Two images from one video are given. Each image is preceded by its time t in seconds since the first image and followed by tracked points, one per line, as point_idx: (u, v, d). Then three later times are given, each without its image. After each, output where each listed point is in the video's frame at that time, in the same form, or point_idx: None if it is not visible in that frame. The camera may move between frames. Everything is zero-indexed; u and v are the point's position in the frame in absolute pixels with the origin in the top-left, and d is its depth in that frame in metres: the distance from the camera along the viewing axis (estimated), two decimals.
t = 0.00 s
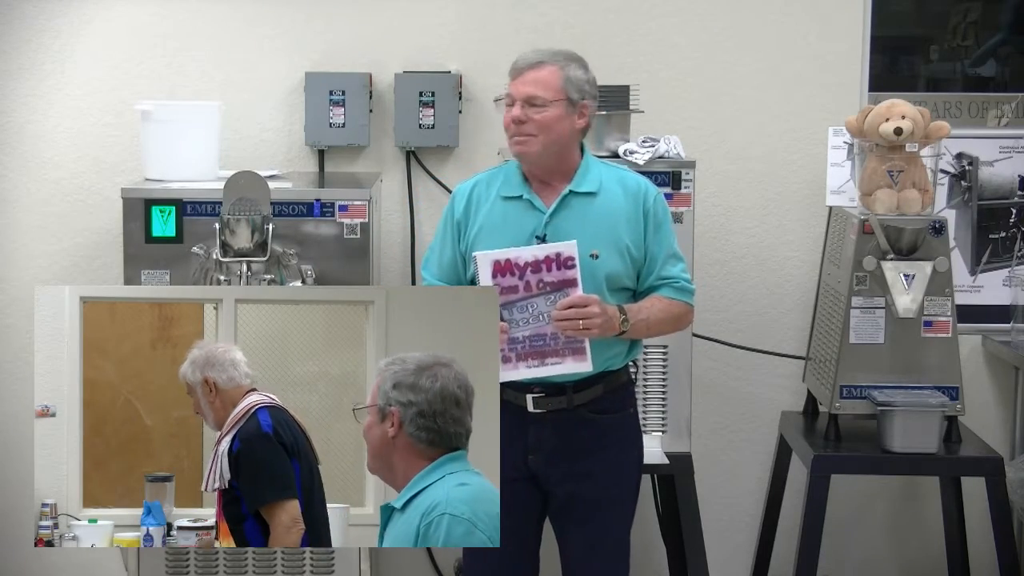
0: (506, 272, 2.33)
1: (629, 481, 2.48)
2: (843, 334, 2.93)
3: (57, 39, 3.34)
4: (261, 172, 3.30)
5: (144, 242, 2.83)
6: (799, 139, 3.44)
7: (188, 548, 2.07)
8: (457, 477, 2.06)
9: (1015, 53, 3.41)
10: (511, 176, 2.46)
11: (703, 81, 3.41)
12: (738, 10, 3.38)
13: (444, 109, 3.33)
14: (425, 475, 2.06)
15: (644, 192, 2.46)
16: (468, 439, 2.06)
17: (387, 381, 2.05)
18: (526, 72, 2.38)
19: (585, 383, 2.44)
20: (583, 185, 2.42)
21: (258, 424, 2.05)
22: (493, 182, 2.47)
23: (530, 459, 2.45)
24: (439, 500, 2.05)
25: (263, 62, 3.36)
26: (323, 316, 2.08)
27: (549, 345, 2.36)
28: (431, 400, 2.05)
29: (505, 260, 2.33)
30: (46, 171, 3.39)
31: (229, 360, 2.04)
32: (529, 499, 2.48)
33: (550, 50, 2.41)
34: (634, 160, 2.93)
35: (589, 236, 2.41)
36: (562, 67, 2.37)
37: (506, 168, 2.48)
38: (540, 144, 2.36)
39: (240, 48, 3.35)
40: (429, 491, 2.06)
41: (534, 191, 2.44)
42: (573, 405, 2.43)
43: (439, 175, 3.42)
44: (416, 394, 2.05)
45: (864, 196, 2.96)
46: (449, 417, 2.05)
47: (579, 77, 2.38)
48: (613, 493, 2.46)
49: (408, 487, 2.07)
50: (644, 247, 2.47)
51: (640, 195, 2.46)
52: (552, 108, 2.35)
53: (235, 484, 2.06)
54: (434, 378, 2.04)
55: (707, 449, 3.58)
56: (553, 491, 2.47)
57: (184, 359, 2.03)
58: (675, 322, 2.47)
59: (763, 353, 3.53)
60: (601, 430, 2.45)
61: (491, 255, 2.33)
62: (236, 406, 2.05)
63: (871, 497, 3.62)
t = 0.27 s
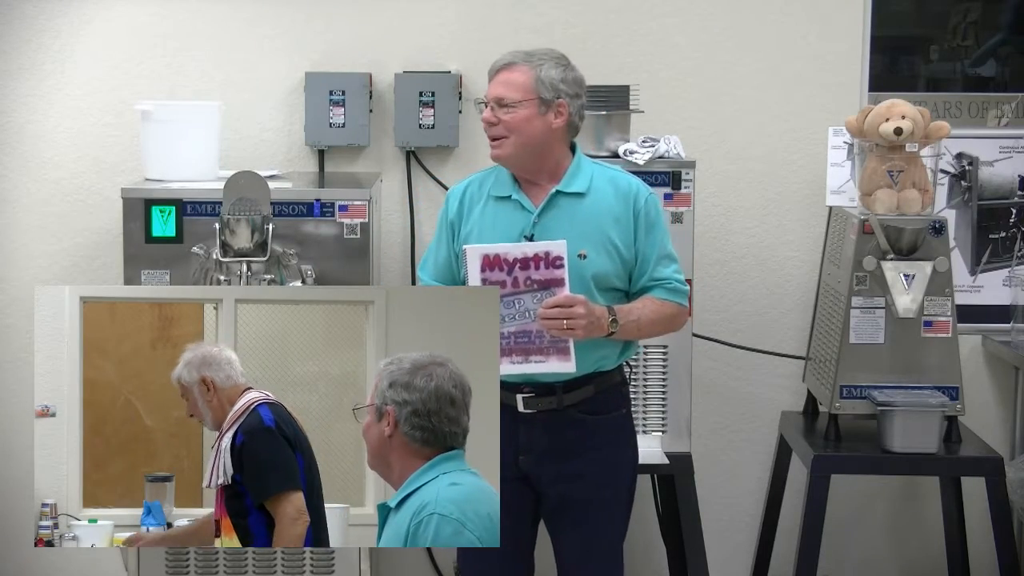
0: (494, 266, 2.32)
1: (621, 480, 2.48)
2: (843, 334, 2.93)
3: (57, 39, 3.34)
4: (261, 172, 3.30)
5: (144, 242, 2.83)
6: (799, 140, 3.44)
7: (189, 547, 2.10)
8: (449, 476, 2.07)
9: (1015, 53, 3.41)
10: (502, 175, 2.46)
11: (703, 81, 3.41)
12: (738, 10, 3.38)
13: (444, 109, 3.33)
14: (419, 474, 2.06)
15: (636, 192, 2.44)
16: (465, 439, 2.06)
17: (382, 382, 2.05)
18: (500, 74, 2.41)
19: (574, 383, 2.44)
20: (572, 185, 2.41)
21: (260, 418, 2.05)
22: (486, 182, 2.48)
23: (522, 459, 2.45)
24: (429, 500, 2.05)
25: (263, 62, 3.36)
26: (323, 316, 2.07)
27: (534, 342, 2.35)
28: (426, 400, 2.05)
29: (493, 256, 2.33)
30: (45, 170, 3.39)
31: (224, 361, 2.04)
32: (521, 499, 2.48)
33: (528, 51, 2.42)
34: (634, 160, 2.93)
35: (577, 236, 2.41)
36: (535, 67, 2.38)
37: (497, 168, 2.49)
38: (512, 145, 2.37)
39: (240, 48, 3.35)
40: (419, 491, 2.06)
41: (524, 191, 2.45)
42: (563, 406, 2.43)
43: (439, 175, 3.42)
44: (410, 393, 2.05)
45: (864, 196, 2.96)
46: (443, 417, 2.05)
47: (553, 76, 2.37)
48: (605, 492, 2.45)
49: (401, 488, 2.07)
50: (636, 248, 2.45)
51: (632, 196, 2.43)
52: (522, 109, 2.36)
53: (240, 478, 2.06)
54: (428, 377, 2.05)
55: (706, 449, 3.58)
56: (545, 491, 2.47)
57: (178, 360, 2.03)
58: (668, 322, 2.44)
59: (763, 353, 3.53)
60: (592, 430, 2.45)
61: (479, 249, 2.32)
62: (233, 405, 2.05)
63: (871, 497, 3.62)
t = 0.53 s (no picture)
0: (486, 264, 2.32)
1: (616, 480, 2.48)
2: (843, 334, 2.93)
3: (57, 39, 3.34)
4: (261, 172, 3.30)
5: (144, 242, 2.83)
6: (799, 140, 3.44)
7: (189, 547, 2.08)
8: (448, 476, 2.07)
9: (1016, 53, 3.41)
10: (497, 175, 2.47)
11: (703, 81, 3.41)
12: (738, 10, 3.38)
13: (444, 109, 3.33)
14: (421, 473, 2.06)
15: (629, 192, 2.44)
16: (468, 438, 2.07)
17: (402, 385, 2.05)
18: (494, 74, 2.41)
19: (567, 384, 2.44)
20: (565, 185, 2.41)
21: (270, 419, 2.05)
22: (480, 183, 2.48)
23: (516, 459, 2.45)
24: (430, 499, 2.06)
25: (263, 62, 3.36)
26: (324, 316, 2.06)
27: (523, 341, 2.35)
28: (449, 401, 2.06)
29: (484, 253, 2.32)
30: (45, 170, 3.39)
31: (225, 360, 2.04)
32: (515, 499, 2.48)
33: (523, 51, 2.43)
34: (634, 160, 2.93)
35: (570, 237, 2.41)
36: (531, 67, 2.39)
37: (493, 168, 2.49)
38: (507, 145, 2.38)
39: (240, 48, 3.35)
40: (419, 491, 2.07)
41: (517, 191, 2.45)
42: (556, 406, 2.43)
43: (439, 175, 3.42)
44: (433, 395, 2.06)
45: (864, 196, 2.96)
46: (452, 418, 2.06)
47: (549, 76, 2.38)
48: (599, 492, 2.45)
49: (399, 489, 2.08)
50: (630, 248, 2.44)
51: (625, 196, 2.43)
52: (517, 109, 2.37)
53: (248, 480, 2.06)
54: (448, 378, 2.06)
55: (706, 449, 3.58)
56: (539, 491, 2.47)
57: (180, 359, 2.03)
58: (662, 322, 2.43)
59: (763, 353, 3.53)
60: (585, 430, 2.45)
61: (473, 245, 2.32)
62: (239, 405, 2.05)
63: (871, 497, 3.62)
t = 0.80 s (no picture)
0: (481, 258, 2.32)
1: (616, 480, 2.48)
2: (843, 334, 2.93)
3: (57, 39, 3.34)
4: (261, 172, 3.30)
5: (144, 242, 2.84)
6: (799, 139, 3.44)
7: (189, 548, 2.08)
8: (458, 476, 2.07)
9: (1015, 53, 3.41)
10: (495, 176, 2.46)
11: (703, 81, 3.41)
12: (738, 10, 3.38)
13: (444, 109, 3.33)
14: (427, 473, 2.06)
15: (625, 190, 2.45)
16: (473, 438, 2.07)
17: (422, 386, 2.05)
18: (524, 74, 2.36)
19: (568, 384, 2.44)
20: (564, 186, 2.42)
21: (287, 422, 2.05)
22: (478, 184, 2.48)
23: (517, 459, 2.45)
24: (441, 498, 2.07)
25: (263, 62, 3.36)
26: (324, 316, 2.05)
27: (517, 336, 2.33)
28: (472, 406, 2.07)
29: (479, 247, 2.33)
30: (45, 170, 3.39)
31: (236, 359, 2.04)
32: (516, 499, 2.48)
33: (544, 51, 2.40)
34: (634, 160, 2.94)
35: (569, 236, 2.41)
36: (561, 69, 2.38)
37: (491, 168, 2.48)
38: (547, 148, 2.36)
39: (240, 48, 3.35)
40: (429, 489, 2.07)
41: (515, 191, 2.44)
42: (557, 406, 2.43)
43: (439, 175, 3.42)
44: (456, 398, 2.06)
45: (864, 196, 2.96)
46: (460, 420, 2.07)
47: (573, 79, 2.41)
48: (599, 492, 2.45)
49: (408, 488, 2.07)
50: (627, 247, 2.45)
51: (622, 194, 2.45)
52: (557, 112, 2.36)
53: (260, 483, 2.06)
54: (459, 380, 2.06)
55: (706, 448, 3.58)
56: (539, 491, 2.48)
57: (188, 356, 2.03)
58: (658, 319, 2.43)
59: (763, 353, 3.53)
60: (587, 429, 2.45)
61: (468, 240, 2.33)
62: (252, 403, 2.05)
63: (871, 497, 3.62)
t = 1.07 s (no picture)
0: (502, 248, 2.37)
1: (622, 481, 2.48)
2: (843, 334, 2.93)
3: (57, 39, 3.34)
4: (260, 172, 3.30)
5: (144, 242, 2.83)
6: (799, 140, 3.44)
7: (188, 548, 2.08)
8: (468, 476, 2.07)
9: (1015, 53, 3.41)
10: (498, 176, 2.45)
11: (703, 81, 3.41)
12: (738, 10, 3.38)
13: (444, 109, 3.33)
14: (432, 475, 2.06)
15: (629, 189, 2.46)
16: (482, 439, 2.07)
17: (428, 386, 2.05)
18: (537, 73, 2.36)
19: (577, 383, 2.44)
20: (571, 186, 2.42)
21: (297, 424, 2.05)
22: (480, 184, 2.47)
23: (524, 460, 2.45)
24: (452, 499, 2.07)
25: (263, 62, 3.36)
26: (324, 316, 2.06)
27: (528, 330, 2.36)
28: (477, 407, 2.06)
29: (502, 238, 2.38)
30: (45, 170, 3.39)
31: (245, 359, 2.04)
32: (521, 499, 2.48)
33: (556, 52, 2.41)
34: (634, 159, 2.93)
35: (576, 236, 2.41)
36: (572, 70, 2.39)
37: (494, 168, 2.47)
38: (559, 147, 2.36)
39: (240, 48, 3.35)
40: (438, 490, 2.07)
41: (520, 192, 2.44)
42: (565, 406, 2.43)
43: (439, 175, 3.42)
44: (460, 399, 2.06)
45: (864, 196, 2.96)
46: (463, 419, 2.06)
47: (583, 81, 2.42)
48: (605, 493, 2.46)
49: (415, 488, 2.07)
50: (631, 246, 2.47)
51: (627, 193, 2.46)
52: (570, 111, 2.36)
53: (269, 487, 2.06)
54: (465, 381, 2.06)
55: (707, 448, 3.58)
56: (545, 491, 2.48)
57: (193, 356, 2.04)
58: (665, 318, 2.45)
59: (763, 353, 3.53)
60: (594, 430, 2.45)
61: (491, 231, 2.39)
62: (259, 405, 2.05)
63: (871, 497, 3.62)
